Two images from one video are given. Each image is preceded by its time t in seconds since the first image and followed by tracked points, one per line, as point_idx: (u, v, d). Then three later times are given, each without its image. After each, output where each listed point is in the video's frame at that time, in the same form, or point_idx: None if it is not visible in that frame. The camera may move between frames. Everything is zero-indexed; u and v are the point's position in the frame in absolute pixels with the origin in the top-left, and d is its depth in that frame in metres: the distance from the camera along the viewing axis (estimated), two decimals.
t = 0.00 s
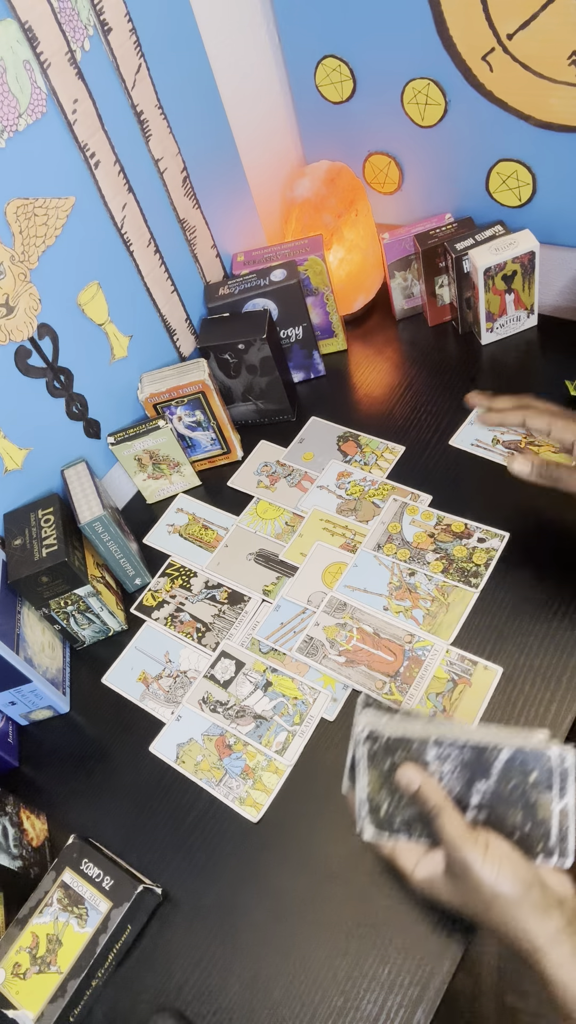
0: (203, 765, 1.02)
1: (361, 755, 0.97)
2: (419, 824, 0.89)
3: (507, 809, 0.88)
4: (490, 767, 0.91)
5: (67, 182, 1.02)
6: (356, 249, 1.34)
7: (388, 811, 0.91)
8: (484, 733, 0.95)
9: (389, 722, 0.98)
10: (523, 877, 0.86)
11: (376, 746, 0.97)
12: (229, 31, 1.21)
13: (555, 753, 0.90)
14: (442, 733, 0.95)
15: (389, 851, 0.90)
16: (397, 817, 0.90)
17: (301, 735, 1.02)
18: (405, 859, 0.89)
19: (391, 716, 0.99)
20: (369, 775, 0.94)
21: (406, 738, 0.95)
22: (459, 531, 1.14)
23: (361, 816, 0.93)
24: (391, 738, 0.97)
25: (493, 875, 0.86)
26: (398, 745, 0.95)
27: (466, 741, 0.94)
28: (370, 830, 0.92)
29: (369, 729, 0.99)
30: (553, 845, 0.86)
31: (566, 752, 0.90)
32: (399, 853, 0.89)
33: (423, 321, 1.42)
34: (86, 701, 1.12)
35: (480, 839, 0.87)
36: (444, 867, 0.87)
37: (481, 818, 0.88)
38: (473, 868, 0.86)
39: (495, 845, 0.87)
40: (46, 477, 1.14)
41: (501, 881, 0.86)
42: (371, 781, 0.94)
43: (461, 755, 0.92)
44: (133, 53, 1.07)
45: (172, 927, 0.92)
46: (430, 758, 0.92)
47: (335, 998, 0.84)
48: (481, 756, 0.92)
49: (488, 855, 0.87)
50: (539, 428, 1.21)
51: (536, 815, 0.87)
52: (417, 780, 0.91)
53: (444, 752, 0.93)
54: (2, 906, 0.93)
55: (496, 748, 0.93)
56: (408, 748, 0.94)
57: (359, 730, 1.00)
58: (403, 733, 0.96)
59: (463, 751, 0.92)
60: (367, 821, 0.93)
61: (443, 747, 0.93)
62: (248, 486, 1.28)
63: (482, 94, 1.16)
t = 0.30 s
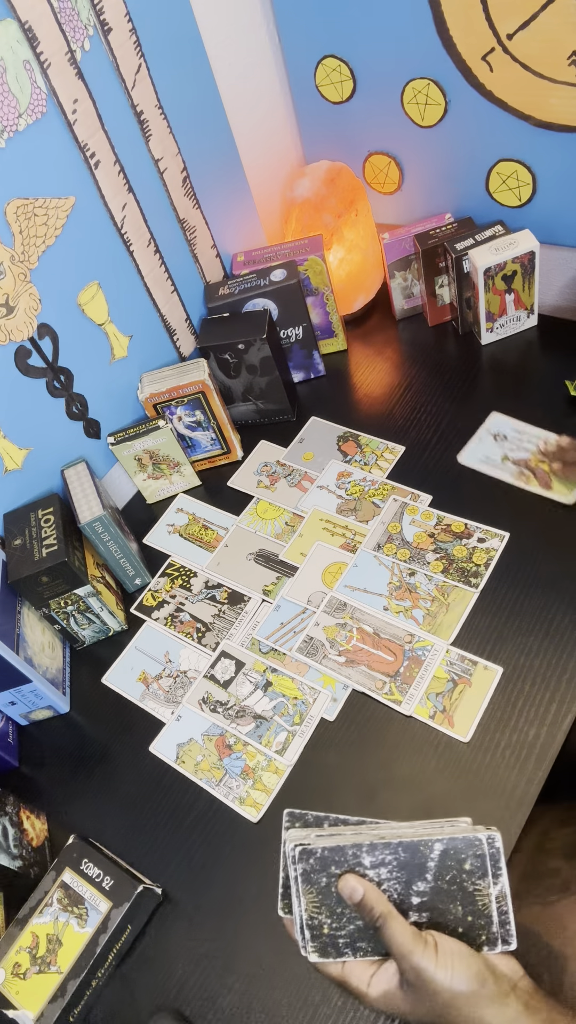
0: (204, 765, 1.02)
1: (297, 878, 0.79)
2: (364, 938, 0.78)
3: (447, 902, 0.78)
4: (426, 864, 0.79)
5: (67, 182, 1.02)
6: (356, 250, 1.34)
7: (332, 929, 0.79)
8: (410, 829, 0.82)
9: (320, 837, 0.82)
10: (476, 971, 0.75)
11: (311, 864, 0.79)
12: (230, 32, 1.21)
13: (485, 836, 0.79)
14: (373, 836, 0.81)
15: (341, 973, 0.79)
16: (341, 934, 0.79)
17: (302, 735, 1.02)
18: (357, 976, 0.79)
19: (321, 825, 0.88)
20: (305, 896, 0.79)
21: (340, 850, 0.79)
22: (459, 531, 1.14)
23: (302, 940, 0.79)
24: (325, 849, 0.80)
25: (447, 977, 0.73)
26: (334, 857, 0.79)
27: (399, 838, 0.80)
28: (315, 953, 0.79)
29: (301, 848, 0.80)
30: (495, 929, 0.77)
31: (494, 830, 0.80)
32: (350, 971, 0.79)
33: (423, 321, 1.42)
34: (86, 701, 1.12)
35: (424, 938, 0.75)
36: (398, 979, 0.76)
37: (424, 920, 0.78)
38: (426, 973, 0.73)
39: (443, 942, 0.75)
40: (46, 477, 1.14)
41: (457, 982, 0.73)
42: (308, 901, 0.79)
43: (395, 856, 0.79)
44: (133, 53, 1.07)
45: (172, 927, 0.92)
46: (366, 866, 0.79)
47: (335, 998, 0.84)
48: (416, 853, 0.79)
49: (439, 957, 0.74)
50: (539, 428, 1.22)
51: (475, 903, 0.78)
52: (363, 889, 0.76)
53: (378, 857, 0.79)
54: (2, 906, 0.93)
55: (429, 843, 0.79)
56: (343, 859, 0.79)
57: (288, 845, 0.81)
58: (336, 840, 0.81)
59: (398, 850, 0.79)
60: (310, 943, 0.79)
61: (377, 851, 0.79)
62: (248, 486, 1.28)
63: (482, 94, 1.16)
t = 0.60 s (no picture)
0: (203, 765, 1.02)
1: (296, 876, 0.80)
2: (362, 937, 0.78)
3: (445, 902, 0.78)
4: (424, 862, 0.79)
5: (68, 182, 1.02)
6: (356, 249, 1.34)
7: (332, 928, 0.79)
8: (409, 829, 0.82)
9: (320, 836, 0.82)
10: (474, 968, 0.75)
11: (310, 864, 0.79)
12: (230, 31, 1.21)
13: (482, 836, 0.80)
14: (372, 834, 0.82)
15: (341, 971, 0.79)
16: (340, 932, 0.79)
17: (302, 735, 1.02)
18: (357, 973, 0.78)
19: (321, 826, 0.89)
20: (304, 894, 0.79)
21: (339, 848, 0.79)
22: (459, 531, 1.14)
23: (301, 938, 0.79)
24: (325, 848, 0.80)
25: (445, 974, 0.73)
26: (333, 857, 0.79)
27: (398, 837, 0.80)
28: (313, 951, 0.79)
29: (300, 847, 0.80)
30: (492, 929, 0.78)
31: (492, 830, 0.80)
32: (350, 969, 0.79)
33: (424, 321, 1.42)
34: (86, 701, 1.12)
35: (423, 936, 0.75)
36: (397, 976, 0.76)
37: (422, 918, 0.78)
38: (423, 970, 0.73)
39: (441, 941, 0.76)
40: (46, 477, 1.14)
41: (454, 979, 0.73)
42: (307, 899, 0.79)
43: (394, 854, 0.79)
44: (133, 53, 1.07)
45: (172, 927, 0.92)
46: (365, 865, 0.79)
47: (336, 998, 0.84)
48: (415, 851, 0.79)
49: (437, 954, 0.74)
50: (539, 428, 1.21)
51: (472, 902, 0.78)
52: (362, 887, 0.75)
53: (377, 856, 0.79)
54: (2, 906, 0.93)
55: (427, 842, 0.79)
56: (342, 859, 0.79)
57: (289, 843, 0.81)
58: (335, 840, 0.81)
59: (398, 849, 0.79)
60: (309, 941, 0.79)
61: (376, 849, 0.79)
62: (248, 486, 1.28)
63: (481, 94, 1.16)
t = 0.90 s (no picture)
0: (204, 765, 1.02)
1: (285, 899, 0.79)
2: (355, 951, 0.79)
3: (435, 911, 0.78)
4: (412, 873, 0.79)
5: (67, 182, 1.02)
6: (356, 249, 1.34)
7: (323, 944, 0.79)
8: (393, 836, 0.82)
9: (306, 851, 0.81)
10: (466, 978, 0.74)
11: (299, 881, 0.79)
12: (230, 31, 1.21)
13: (468, 843, 0.79)
14: (358, 847, 0.81)
15: (334, 985, 0.79)
16: (332, 949, 0.79)
17: (302, 735, 1.02)
18: (351, 988, 0.79)
19: (307, 838, 0.87)
20: (296, 913, 0.79)
21: (327, 865, 0.79)
22: (459, 531, 1.14)
23: (294, 956, 0.79)
24: (313, 866, 0.79)
25: (439, 985, 0.73)
26: (322, 873, 0.79)
27: (384, 850, 0.80)
28: (307, 968, 0.79)
29: (287, 868, 0.79)
30: (482, 935, 0.78)
31: (477, 835, 0.80)
32: (344, 984, 0.79)
33: (424, 321, 1.42)
34: (86, 701, 1.12)
35: (415, 948, 0.75)
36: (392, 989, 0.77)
37: (413, 929, 0.78)
38: (417, 982, 0.73)
39: (433, 952, 0.75)
40: (46, 477, 1.14)
41: (448, 989, 0.73)
42: (298, 921, 0.79)
43: (381, 868, 0.79)
44: (133, 53, 1.07)
45: (172, 927, 0.92)
46: (353, 880, 0.78)
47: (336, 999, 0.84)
48: (402, 863, 0.79)
49: (430, 965, 0.74)
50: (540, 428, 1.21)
51: (462, 911, 0.78)
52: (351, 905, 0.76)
53: (364, 870, 0.79)
54: (2, 906, 0.93)
55: (414, 852, 0.79)
56: (330, 875, 0.79)
57: (276, 862, 0.80)
58: (322, 856, 0.80)
59: (384, 862, 0.79)
60: (302, 961, 0.79)
61: (363, 864, 0.79)
62: (248, 486, 1.28)
63: (482, 94, 1.16)
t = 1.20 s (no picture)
0: (204, 765, 1.02)
1: (286, 891, 0.79)
2: (354, 949, 0.79)
3: (435, 910, 0.79)
4: (413, 872, 0.78)
5: (67, 181, 1.02)
6: (356, 249, 1.34)
7: (323, 941, 0.79)
8: (394, 833, 0.82)
9: (309, 847, 0.81)
10: (466, 976, 0.74)
11: (300, 878, 0.78)
12: (230, 31, 1.21)
13: (470, 842, 0.79)
14: (359, 844, 0.81)
15: (332, 982, 0.80)
16: (332, 946, 0.79)
17: (301, 735, 1.02)
18: (350, 985, 0.79)
19: (308, 833, 0.87)
20: (295, 909, 0.79)
21: (329, 862, 0.79)
22: (459, 531, 1.14)
23: (294, 953, 0.80)
24: (314, 862, 0.79)
25: (439, 983, 0.73)
26: (323, 870, 0.79)
27: (386, 847, 0.79)
28: (306, 965, 0.79)
29: (289, 862, 0.79)
30: (481, 935, 0.79)
31: (479, 835, 0.80)
32: (343, 980, 0.79)
33: (424, 321, 1.42)
34: (86, 701, 1.12)
35: (416, 947, 0.75)
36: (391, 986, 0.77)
37: (413, 927, 0.78)
38: (419, 980, 0.73)
39: (434, 951, 0.75)
40: (46, 477, 1.14)
41: (448, 990, 0.73)
42: (298, 915, 0.79)
43: (383, 865, 0.78)
44: (133, 53, 1.07)
45: (172, 927, 0.92)
46: (354, 877, 0.78)
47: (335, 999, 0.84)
48: (403, 861, 0.79)
49: (431, 964, 0.74)
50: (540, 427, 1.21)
51: (462, 908, 0.79)
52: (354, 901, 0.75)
53: (366, 867, 0.78)
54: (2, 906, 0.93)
55: (416, 850, 0.79)
56: (332, 871, 0.79)
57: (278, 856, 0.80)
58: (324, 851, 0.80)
59: (386, 860, 0.79)
60: (301, 956, 0.79)
61: (365, 861, 0.79)
62: (248, 486, 1.28)
63: (481, 94, 1.16)
